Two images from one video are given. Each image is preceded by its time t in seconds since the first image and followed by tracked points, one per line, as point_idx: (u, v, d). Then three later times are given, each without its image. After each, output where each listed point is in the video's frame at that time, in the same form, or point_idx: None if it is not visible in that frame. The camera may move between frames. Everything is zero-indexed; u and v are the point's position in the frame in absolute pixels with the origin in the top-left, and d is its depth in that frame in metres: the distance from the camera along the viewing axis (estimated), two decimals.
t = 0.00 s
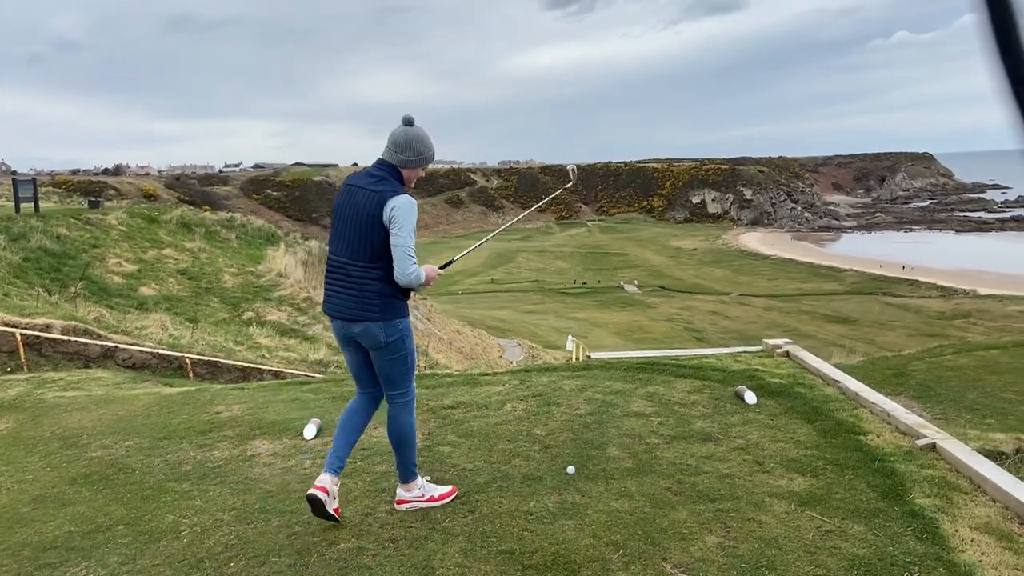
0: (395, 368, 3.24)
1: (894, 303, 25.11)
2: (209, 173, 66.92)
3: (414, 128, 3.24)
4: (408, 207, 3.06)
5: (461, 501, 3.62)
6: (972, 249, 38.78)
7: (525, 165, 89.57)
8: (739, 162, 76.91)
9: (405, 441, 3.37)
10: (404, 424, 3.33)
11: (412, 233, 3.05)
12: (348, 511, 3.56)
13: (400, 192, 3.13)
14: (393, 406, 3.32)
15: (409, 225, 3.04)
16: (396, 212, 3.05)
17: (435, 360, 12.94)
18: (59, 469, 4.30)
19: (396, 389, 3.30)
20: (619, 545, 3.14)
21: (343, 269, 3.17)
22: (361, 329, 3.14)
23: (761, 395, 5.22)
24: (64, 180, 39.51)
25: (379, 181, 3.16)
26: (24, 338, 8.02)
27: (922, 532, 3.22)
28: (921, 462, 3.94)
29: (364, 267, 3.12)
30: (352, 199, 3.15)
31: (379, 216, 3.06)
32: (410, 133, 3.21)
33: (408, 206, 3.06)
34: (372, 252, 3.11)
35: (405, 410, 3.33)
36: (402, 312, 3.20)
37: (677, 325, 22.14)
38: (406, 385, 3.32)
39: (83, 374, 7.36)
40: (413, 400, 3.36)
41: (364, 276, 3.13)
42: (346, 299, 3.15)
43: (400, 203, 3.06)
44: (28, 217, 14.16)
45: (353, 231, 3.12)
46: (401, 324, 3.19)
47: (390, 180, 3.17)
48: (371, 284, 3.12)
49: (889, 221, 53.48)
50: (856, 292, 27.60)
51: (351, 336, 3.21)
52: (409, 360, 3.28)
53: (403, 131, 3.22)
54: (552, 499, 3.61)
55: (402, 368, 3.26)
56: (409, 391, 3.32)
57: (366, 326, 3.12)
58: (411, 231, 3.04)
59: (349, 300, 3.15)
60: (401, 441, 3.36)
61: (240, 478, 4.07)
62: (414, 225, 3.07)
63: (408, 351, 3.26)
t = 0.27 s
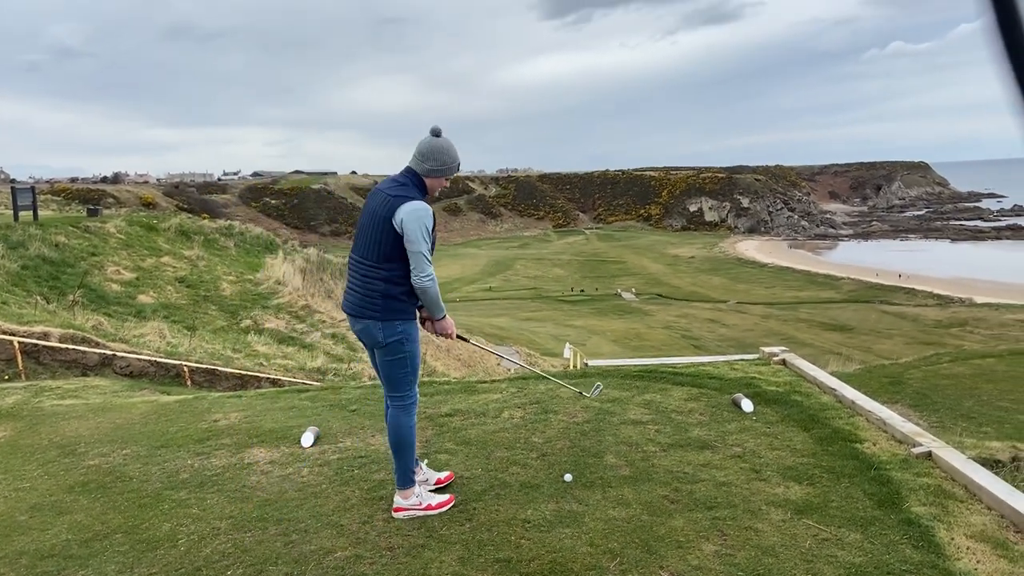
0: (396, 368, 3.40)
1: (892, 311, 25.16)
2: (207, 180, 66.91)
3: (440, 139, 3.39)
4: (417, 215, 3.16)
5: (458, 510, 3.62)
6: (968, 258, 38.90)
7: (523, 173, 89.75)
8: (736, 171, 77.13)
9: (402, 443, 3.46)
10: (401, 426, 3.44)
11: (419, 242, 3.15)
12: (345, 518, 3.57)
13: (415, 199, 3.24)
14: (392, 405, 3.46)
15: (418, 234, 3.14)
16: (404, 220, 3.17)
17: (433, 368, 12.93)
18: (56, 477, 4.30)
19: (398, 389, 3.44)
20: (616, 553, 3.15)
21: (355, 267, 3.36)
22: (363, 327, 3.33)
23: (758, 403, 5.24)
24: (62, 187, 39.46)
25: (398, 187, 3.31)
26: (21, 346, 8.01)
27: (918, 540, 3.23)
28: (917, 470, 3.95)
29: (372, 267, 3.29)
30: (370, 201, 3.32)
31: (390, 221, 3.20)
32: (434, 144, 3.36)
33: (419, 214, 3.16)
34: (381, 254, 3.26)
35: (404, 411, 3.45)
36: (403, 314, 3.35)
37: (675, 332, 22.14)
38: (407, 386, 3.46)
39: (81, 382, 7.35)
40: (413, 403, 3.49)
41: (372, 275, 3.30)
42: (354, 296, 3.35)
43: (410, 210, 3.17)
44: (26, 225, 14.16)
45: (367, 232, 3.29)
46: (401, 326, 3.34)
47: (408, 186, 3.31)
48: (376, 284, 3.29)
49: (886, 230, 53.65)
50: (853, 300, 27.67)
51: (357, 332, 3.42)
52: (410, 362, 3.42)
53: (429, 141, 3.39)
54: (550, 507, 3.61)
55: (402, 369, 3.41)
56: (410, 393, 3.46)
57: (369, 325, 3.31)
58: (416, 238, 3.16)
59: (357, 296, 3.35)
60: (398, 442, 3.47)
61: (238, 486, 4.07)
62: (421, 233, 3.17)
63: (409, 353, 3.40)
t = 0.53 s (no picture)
0: (402, 371, 3.51)
1: (892, 320, 25.17)
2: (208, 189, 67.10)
3: (465, 155, 3.46)
4: (428, 227, 3.27)
5: (459, 519, 3.61)
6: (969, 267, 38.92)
7: (523, 182, 89.91)
8: (736, 180, 77.28)
9: (411, 445, 3.52)
10: (411, 427, 3.52)
11: (429, 253, 3.25)
12: (346, 528, 3.55)
13: (432, 211, 3.36)
14: (406, 406, 3.57)
15: (429, 245, 3.25)
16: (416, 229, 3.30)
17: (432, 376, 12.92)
18: (57, 486, 4.29)
19: (407, 392, 3.54)
20: (617, 564, 3.13)
21: (371, 269, 3.53)
22: (370, 326, 3.50)
23: (759, 413, 5.23)
24: (63, 196, 39.60)
25: (419, 198, 3.45)
26: (21, 354, 8.00)
27: (920, 551, 3.22)
28: (919, 480, 3.94)
29: (385, 270, 3.44)
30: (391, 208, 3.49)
31: (405, 228, 3.34)
32: (459, 159, 3.44)
33: (431, 225, 3.27)
34: (393, 258, 3.40)
35: (416, 413, 3.54)
36: (407, 318, 3.46)
37: (675, 341, 22.13)
38: (416, 390, 3.55)
39: (81, 390, 7.35)
40: (426, 406, 3.56)
41: (381, 278, 3.46)
42: (366, 297, 3.51)
43: (425, 221, 3.29)
44: (27, 233, 14.20)
45: (384, 237, 3.45)
46: (404, 330, 3.46)
47: (429, 199, 3.43)
48: (386, 287, 3.44)
49: (886, 239, 53.71)
50: (854, 309, 27.67)
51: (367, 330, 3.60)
52: (416, 366, 3.51)
53: (457, 157, 3.47)
54: (550, 517, 3.60)
55: (408, 372, 3.51)
56: (423, 397, 3.54)
57: (377, 324, 3.46)
58: (426, 249, 3.26)
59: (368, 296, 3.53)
60: (406, 446, 3.52)
61: (238, 495, 4.06)
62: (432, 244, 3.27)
63: (415, 357, 3.50)
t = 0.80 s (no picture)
0: (404, 376, 3.53)
1: (894, 330, 25.13)
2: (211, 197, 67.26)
3: (491, 178, 3.49)
4: (441, 241, 3.30)
5: (460, 529, 3.60)
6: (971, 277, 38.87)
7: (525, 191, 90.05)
8: (738, 189, 77.32)
9: (424, 446, 3.60)
10: (418, 430, 3.57)
11: (440, 268, 3.27)
12: (347, 538, 3.55)
13: (448, 227, 3.39)
14: (411, 410, 3.60)
15: (440, 259, 3.28)
16: (430, 242, 3.32)
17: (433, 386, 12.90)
18: (57, 495, 4.28)
19: (411, 397, 3.58)
20: None
21: (381, 274, 3.55)
22: (372, 329, 3.53)
23: (761, 423, 5.22)
24: (66, 204, 39.74)
25: (439, 213, 3.48)
26: (23, 362, 8.01)
27: (923, 563, 3.20)
28: (922, 492, 3.93)
29: (393, 276, 3.46)
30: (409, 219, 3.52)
31: (420, 239, 3.37)
32: (484, 181, 3.46)
33: (445, 241, 3.29)
34: (403, 266, 3.43)
35: (421, 417, 3.58)
36: (409, 326, 3.48)
37: (677, 351, 22.08)
38: (419, 397, 3.58)
39: (82, 398, 7.34)
40: (431, 410, 3.59)
41: (388, 283, 3.48)
42: (373, 300, 3.54)
43: (440, 236, 3.31)
44: (30, 241, 14.24)
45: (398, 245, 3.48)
46: (405, 336, 3.47)
47: (448, 215, 3.46)
48: (392, 292, 3.46)
49: (888, 249, 53.68)
50: (856, 319, 27.64)
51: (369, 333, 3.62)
52: (417, 373, 3.53)
53: (482, 178, 3.49)
54: (552, 528, 3.59)
55: (410, 378, 3.53)
56: (427, 401, 3.58)
57: (380, 328, 3.49)
58: (439, 263, 3.28)
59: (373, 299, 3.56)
60: (417, 446, 3.60)
61: (238, 504, 4.05)
62: (446, 260, 3.29)
63: (417, 363, 3.52)
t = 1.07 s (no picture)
0: (407, 385, 3.53)
1: (899, 340, 25.02)
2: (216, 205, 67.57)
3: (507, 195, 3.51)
4: (454, 253, 3.31)
5: (463, 539, 3.59)
6: (976, 287, 38.71)
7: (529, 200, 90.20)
8: (742, 199, 77.30)
9: (424, 457, 3.59)
10: (419, 440, 3.57)
11: (452, 279, 3.28)
12: (350, 547, 3.54)
13: (462, 239, 3.40)
14: (413, 421, 3.60)
15: (452, 271, 3.28)
16: (443, 253, 3.33)
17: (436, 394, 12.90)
18: (61, 503, 4.28)
19: (413, 407, 3.57)
20: None
21: (392, 280, 3.56)
22: (380, 335, 3.53)
23: (766, 434, 5.19)
24: (72, 211, 39.99)
25: (453, 224, 3.49)
26: (27, 369, 8.03)
27: None
28: (928, 504, 3.90)
29: (403, 285, 3.47)
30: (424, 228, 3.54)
31: (433, 249, 3.38)
32: (500, 196, 3.48)
33: (458, 253, 3.30)
34: (414, 275, 3.44)
35: (422, 427, 3.58)
36: (417, 335, 3.48)
37: (681, 360, 22.03)
38: (421, 406, 3.57)
39: (86, 406, 7.35)
40: (433, 421, 3.59)
41: (398, 291, 3.49)
42: (382, 306, 3.55)
43: (454, 246, 3.33)
44: (36, 249, 14.32)
45: (410, 253, 3.50)
46: (411, 345, 3.48)
47: (463, 227, 3.47)
48: (402, 299, 3.46)
49: (893, 258, 53.56)
50: (860, 329, 27.54)
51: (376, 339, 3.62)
52: (420, 383, 3.52)
53: (498, 193, 3.51)
54: (555, 538, 3.57)
55: (413, 387, 3.52)
56: (429, 411, 3.57)
57: (388, 335, 3.49)
58: (452, 274, 3.29)
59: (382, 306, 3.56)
60: (418, 457, 3.59)
61: (242, 513, 4.05)
62: (458, 271, 3.30)
63: (420, 372, 3.51)
